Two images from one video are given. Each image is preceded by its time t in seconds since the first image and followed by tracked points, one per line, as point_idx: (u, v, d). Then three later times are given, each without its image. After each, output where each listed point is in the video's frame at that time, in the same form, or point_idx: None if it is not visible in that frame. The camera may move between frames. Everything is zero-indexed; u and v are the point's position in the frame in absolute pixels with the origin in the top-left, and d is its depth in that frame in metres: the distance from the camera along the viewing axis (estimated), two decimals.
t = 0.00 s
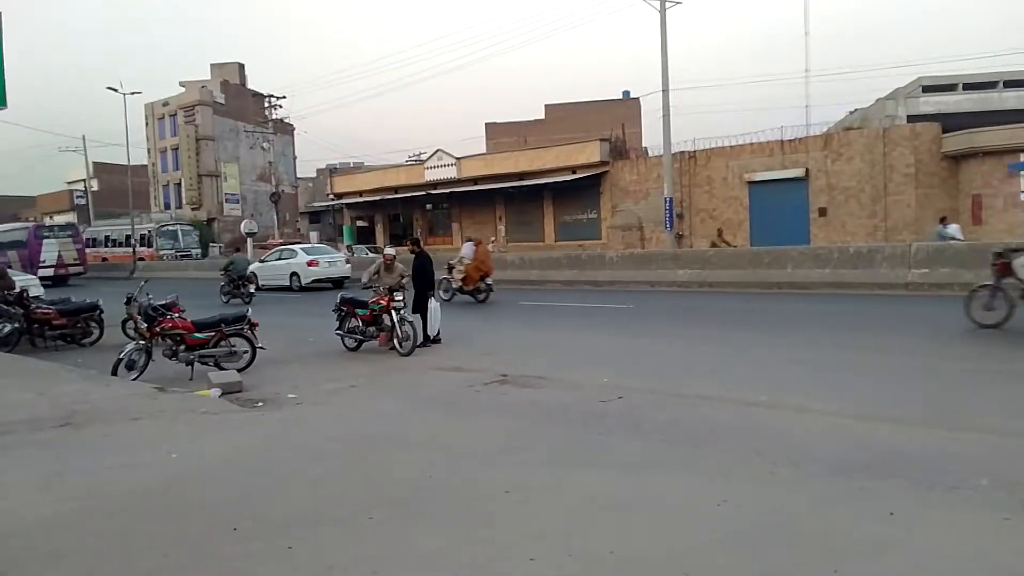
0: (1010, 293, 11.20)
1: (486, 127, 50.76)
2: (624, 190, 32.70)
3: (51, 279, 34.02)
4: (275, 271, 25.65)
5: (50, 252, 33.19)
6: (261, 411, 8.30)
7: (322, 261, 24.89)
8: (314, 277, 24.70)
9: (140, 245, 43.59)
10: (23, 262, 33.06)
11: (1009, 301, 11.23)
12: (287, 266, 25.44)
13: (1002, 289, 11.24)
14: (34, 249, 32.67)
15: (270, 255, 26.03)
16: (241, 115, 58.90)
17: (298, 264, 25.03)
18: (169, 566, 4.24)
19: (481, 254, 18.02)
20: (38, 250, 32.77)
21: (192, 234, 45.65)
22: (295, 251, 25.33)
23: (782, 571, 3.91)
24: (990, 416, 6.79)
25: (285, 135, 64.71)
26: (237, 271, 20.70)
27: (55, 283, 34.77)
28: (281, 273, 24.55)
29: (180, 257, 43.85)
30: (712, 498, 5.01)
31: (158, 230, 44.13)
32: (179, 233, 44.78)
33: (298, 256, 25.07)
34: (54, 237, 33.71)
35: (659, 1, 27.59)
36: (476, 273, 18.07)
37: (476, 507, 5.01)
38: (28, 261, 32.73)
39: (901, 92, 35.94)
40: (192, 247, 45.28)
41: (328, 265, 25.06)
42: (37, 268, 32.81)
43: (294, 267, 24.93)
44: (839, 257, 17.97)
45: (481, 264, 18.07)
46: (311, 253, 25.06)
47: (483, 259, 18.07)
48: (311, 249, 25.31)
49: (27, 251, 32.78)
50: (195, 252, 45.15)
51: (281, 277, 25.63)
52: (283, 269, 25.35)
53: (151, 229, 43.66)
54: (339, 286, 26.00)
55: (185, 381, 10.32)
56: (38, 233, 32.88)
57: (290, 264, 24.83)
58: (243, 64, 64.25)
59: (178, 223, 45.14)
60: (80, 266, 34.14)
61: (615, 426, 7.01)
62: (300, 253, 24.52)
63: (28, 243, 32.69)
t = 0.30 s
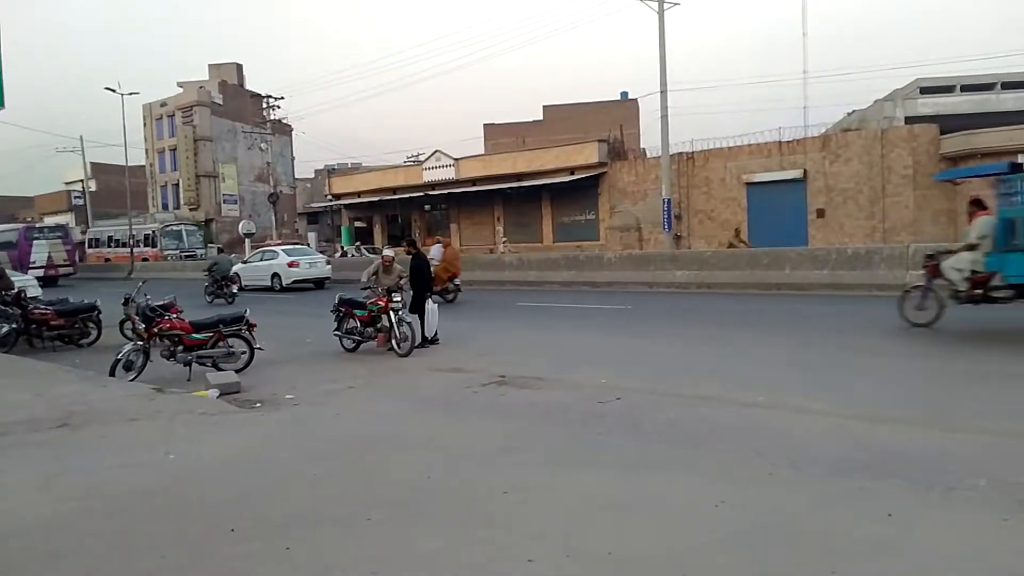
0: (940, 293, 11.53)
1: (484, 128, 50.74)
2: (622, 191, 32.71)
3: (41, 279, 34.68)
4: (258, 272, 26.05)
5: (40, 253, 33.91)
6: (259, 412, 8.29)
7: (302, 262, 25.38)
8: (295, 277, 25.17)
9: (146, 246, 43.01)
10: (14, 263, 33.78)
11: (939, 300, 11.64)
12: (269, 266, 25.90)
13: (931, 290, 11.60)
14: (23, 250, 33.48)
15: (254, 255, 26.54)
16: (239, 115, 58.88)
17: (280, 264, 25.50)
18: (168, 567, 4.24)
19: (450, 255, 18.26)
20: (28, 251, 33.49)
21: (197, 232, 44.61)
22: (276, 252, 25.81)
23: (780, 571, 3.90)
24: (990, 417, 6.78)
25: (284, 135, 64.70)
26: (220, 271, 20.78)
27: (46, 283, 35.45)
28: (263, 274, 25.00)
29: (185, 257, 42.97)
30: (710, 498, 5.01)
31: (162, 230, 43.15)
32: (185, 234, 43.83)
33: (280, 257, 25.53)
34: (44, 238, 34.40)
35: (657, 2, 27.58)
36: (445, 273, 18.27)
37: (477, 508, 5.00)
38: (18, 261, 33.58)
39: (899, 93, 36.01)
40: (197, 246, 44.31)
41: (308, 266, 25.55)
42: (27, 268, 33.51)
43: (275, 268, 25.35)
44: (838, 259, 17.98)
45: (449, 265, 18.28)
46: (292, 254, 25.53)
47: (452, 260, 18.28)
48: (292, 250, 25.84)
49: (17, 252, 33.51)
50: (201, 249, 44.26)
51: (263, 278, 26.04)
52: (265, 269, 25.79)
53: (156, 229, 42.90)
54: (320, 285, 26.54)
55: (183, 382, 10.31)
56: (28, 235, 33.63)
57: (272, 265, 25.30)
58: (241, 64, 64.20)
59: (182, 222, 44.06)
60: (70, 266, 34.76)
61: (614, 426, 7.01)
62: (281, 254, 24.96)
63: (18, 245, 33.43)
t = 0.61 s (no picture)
0: (868, 291, 12.16)
1: (483, 127, 50.72)
2: (621, 191, 32.72)
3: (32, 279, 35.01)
4: (239, 271, 26.70)
5: (30, 254, 34.22)
6: (258, 412, 8.29)
7: (283, 262, 26.01)
8: (274, 277, 25.81)
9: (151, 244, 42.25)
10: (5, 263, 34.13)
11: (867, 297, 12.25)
12: (250, 266, 26.54)
13: (860, 289, 12.20)
14: (14, 250, 33.81)
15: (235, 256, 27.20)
16: (237, 115, 58.82)
17: (260, 264, 26.13)
18: (165, 567, 4.23)
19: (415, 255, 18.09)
20: (18, 251, 33.84)
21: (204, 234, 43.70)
22: (258, 252, 26.49)
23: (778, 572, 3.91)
24: (988, 417, 6.79)
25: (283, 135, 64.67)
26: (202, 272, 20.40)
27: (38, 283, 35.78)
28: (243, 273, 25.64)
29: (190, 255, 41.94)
30: (709, 498, 5.01)
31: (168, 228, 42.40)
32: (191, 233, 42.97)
33: (261, 257, 26.19)
34: (35, 239, 34.68)
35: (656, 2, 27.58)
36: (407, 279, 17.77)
37: (475, 508, 5.00)
38: (8, 262, 33.90)
39: (898, 92, 36.07)
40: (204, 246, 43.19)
41: (288, 266, 26.16)
42: (17, 267, 33.85)
43: (256, 268, 25.99)
44: (837, 258, 17.98)
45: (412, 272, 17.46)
46: (271, 254, 26.13)
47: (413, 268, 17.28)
48: (272, 251, 26.50)
49: (8, 252, 33.83)
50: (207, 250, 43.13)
51: (244, 278, 26.68)
52: (245, 269, 26.47)
53: (161, 229, 42.10)
54: (301, 285, 27.18)
55: (182, 382, 10.30)
56: (19, 235, 33.96)
57: (252, 265, 25.95)
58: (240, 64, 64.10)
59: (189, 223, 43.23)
60: (60, 266, 34.97)
61: (612, 426, 7.01)
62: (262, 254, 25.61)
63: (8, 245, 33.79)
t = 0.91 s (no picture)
0: (813, 293, 12.71)
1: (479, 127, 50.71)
2: (617, 192, 32.74)
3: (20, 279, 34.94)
4: (220, 272, 27.03)
5: (18, 254, 34.15)
6: (253, 412, 8.28)
7: (263, 262, 26.34)
8: (256, 277, 26.14)
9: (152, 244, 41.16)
10: None
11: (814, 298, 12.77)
12: (231, 267, 26.85)
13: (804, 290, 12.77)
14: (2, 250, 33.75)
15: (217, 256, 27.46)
16: (233, 115, 58.74)
17: (241, 265, 26.45)
18: (161, 567, 4.22)
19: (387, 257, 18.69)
20: (6, 251, 33.78)
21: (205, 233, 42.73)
22: (239, 253, 26.80)
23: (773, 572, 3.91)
24: (982, 417, 6.81)
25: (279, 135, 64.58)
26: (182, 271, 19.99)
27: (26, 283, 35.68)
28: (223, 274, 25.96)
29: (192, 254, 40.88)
30: (703, 498, 5.02)
31: (170, 228, 41.35)
32: (192, 233, 41.92)
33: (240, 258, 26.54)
34: (23, 239, 34.60)
35: (652, 2, 27.60)
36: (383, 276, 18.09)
37: (471, 508, 5.00)
38: None
39: (894, 94, 36.21)
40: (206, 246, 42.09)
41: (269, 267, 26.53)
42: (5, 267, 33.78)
43: (237, 269, 26.32)
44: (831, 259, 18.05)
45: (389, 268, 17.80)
46: (252, 255, 26.47)
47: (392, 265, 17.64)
48: (254, 251, 26.81)
49: None
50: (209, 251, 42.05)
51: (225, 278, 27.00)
52: (227, 269, 26.59)
53: (162, 229, 40.93)
54: (282, 286, 27.53)
55: (176, 382, 10.28)
56: (8, 236, 33.91)
57: (233, 266, 26.29)
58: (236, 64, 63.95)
59: (190, 221, 42.18)
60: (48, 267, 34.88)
61: (608, 426, 7.02)
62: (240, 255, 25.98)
63: None
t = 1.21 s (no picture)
0: (756, 293, 13.34)
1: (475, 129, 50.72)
2: (613, 193, 32.79)
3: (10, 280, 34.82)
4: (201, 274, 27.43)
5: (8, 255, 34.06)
6: (248, 413, 8.27)
7: (244, 264, 26.76)
8: (237, 279, 26.55)
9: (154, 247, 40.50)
10: None
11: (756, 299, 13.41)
12: (212, 268, 27.23)
13: (748, 291, 13.45)
14: None
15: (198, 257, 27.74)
16: (228, 116, 58.66)
17: (222, 266, 26.83)
18: (154, 568, 4.23)
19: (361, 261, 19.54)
20: None
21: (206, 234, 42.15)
22: (219, 254, 27.15)
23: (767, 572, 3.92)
24: (974, 417, 6.84)
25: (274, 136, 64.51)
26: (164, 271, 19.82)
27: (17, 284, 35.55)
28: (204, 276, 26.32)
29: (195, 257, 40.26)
30: (697, 499, 5.03)
31: (171, 229, 40.72)
32: (193, 234, 41.38)
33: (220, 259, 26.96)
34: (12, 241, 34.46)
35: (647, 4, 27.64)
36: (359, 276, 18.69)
37: (466, 509, 5.00)
38: None
39: (888, 95, 36.38)
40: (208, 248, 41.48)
41: (249, 268, 26.92)
42: None
43: (218, 270, 26.70)
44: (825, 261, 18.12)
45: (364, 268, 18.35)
46: (233, 257, 26.82)
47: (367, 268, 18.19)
48: (234, 253, 27.20)
49: None
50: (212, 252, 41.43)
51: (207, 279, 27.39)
52: (208, 270, 26.96)
53: (163, 231, 40.31)
54: (263, 287, 27.98)
55: (171, 383, 10.26)
56: None
57: (214, 267, 26.68)
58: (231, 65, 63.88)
59: (191, 223, 41.56)
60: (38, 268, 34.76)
61: (602, 427, 7.03)
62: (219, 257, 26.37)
63: None
